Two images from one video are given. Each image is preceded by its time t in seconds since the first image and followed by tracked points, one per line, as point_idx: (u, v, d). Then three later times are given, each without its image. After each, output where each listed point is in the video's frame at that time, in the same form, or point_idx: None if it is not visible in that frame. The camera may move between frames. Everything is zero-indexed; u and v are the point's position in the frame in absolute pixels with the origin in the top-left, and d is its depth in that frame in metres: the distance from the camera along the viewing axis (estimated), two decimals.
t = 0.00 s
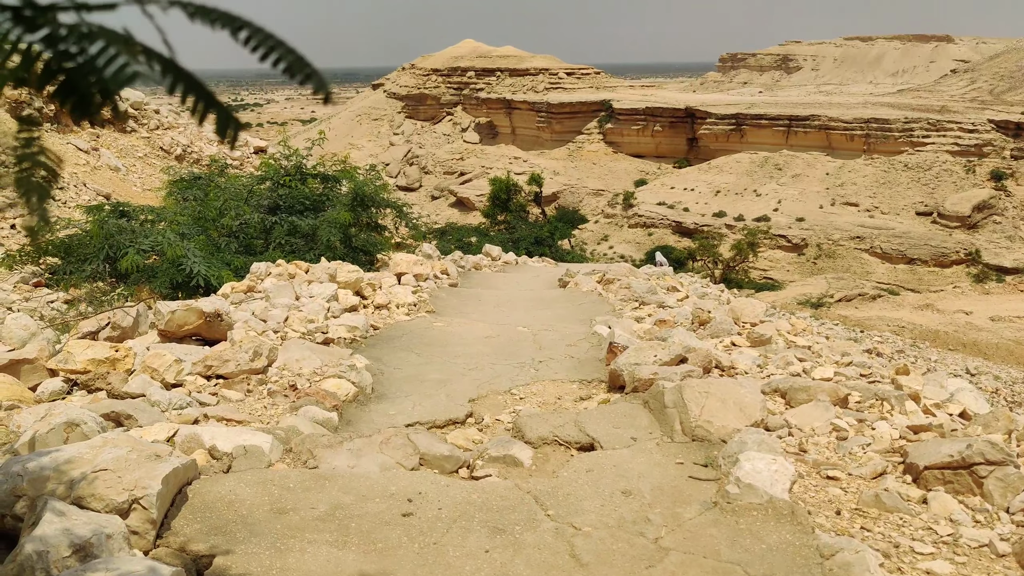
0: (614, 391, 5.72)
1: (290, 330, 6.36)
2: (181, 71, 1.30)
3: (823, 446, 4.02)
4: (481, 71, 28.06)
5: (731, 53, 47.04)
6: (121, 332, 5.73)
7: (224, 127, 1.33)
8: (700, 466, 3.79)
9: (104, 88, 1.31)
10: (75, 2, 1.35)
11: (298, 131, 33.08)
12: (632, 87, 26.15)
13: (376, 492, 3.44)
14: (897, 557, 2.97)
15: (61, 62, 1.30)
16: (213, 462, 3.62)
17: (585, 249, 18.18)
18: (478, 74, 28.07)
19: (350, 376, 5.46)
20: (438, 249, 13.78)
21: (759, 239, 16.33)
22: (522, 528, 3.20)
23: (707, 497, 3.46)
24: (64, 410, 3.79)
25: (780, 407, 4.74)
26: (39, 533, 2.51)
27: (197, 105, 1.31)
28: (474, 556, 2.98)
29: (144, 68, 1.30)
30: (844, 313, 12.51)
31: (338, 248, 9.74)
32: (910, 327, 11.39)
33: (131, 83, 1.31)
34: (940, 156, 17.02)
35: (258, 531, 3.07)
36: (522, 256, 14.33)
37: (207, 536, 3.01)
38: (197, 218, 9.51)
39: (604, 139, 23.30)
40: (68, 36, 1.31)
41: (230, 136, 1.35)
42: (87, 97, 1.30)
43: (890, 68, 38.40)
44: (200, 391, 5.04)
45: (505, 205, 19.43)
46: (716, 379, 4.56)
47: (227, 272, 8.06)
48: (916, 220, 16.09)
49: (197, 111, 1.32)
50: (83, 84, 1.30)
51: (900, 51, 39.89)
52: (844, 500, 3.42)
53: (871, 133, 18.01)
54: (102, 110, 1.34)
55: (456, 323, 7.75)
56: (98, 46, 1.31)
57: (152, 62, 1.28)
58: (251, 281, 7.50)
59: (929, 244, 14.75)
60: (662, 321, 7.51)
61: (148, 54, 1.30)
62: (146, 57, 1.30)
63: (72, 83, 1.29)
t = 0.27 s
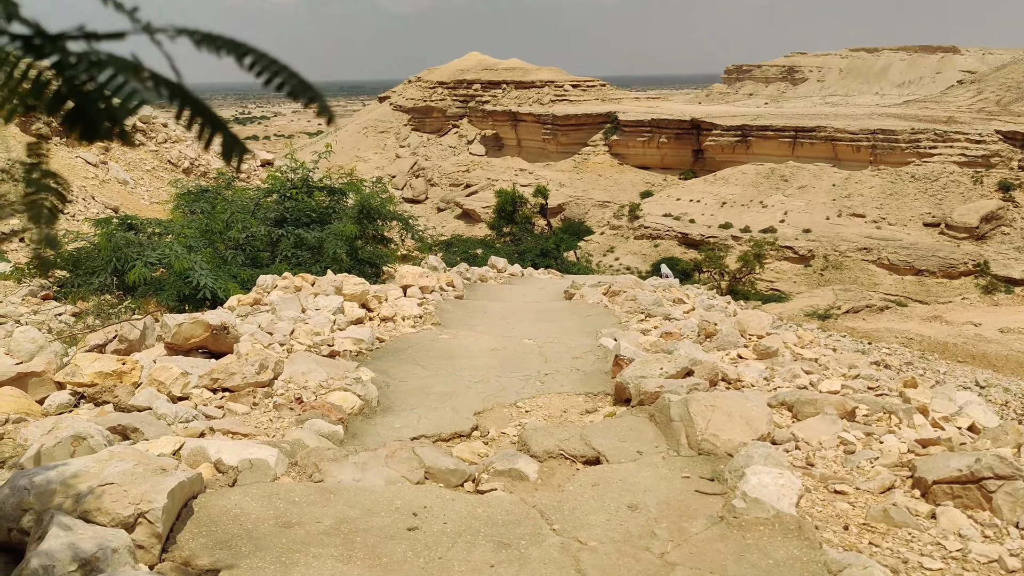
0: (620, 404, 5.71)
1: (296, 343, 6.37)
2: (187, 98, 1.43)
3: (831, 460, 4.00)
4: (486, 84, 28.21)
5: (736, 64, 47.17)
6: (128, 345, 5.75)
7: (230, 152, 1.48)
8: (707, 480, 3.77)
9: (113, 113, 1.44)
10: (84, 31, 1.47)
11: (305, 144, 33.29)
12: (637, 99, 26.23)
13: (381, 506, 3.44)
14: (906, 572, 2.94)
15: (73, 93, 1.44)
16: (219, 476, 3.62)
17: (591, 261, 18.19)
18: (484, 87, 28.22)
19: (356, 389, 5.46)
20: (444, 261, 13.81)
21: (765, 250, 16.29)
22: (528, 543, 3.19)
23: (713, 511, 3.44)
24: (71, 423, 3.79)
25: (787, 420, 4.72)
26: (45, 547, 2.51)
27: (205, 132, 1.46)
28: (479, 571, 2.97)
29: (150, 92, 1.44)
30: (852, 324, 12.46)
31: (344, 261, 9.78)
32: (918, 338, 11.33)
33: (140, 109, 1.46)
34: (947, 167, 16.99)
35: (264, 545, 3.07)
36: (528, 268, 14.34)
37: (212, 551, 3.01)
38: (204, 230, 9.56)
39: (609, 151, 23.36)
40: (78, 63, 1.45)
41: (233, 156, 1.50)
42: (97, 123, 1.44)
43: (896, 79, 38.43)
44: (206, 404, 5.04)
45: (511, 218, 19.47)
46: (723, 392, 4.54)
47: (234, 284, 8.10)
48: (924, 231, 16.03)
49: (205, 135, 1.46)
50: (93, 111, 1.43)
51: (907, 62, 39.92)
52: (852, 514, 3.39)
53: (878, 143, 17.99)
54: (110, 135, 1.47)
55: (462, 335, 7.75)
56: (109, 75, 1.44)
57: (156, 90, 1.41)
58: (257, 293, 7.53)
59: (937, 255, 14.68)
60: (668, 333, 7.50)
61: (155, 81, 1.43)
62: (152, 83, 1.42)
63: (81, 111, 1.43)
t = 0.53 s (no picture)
0: (621, 416, 5.70)
1: (297, 355, 6.37)
2: (194, 118, 1.50)
3: (832, 471, 3.99)
4: (487, 95, 28.35)
5: (736, 76, 47.42)
6: (128, 358, 5.75)
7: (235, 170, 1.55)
8: (708, 492, 3.77)
9: (121, 131, 1.51)
10: (91, 51, 1.52)
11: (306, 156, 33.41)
12: (637, 110, 26.33)
13: (381, 519, 3.43)
14: None
15: (81, 111, 1.50)
16: (218, 489, 3.61)
17: (592, 272, 18.21)
18: (484, 98, 28.37)
19: (356, 401, 5.46)
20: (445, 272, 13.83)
21: (766, 260, 16.30)
22: (528, 556, 3.17)
23: (714, 524, 3.43)
24: (70, 437, 3.79)
25: (788, 431, 4.71)
26: (43, 563, 2.50)
27: (212, 150, 1.53)
28: None
29: (155, 110, 1.51)
30: (852, 334, 12.46)
31: (345, 272, 9.80)
32: (918, 348, 11.32)
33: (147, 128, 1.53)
34: (946, 177, 17.04)
35: (263, 559, 3.06)
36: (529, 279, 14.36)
37: (210, 565, 2.99)
38: (204, 242, 9.57)
39: (609, 162, 23.44)
40: (85, 82, 1.50)
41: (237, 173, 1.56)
42: (106, 140, 1.51)
43: (895, 90, 38.62)
44: (206, 417, 5.04)
45: (512, 228, 19.50)
46: (724, 404, 4.53)
47: (234, 296, 8.11)
48: (923, 241, 16.05)
49: (212, 153, 1.53)
50: (103, 129, 1.50)
51: (906, 72, 40.15)
52: (854, 526, 3.38)
53: (877, 154, 18.06)
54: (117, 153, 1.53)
55: (462, 346, 7.75)
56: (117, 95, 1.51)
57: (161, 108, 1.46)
58: (257, 305, 7.54)
59: (937, 265, 14.69)
60: (669, 344, 7.49)
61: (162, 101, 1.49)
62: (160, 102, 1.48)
63: (89, 128, 1.50)
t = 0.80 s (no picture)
0: (617, 427, 5.69)
1: (292, 367, 6.35)
2: (198, 133, 1.56)
3: (828, 483, 3.99)
4: (482, 107, 28.47)
5: (731, 87, 47.76)
6: (121, 371, 5.72)
7: (238, 184, 1.59)
8: (704, 505, 3.77)
9: (127, 149, 1.57)
10: (99, 71, 1.58)
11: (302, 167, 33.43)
12: (632, 122, 26.47)
13: (377, 533, 3.42)
14: None
15: (88, 130, 1.56)
16: (212, 503, 3.59)
17: (587, 282, 18.24)
18: (480, 110, 28.49)
19: (351, 414, 5.44)
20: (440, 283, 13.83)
21: (761, 271, 16.35)
22: (523, 571, 3.17)
23: (710, 536, 3.43)
24: (63, 451, 3.77)
25: (784, 443, 4.71)
26: None
27: (217, 166, 1.58)
28: None
29: (160, 127, 1.55)
30: (847, 345, 12.49)
31: (340, 284, 9.79)
32: (913, 359, 11.35)
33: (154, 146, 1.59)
34: (939, 189, 17.16)
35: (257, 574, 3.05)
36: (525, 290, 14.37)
37: None
38: (199, 254, 9.55)
39: (604, 174, 23.54)
40: (92, 100, 1.56)
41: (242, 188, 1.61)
42: (112, 157, 1.57)
43: (888, 102, 38.95)
44: (201, 430, 5.01)
45: (507, 240, 19.54)
46: (719, 415, 4.53)
47: (229, 308, 8.10)
48: (917, 252, 16.13)
49: (217, 168, 1.58)
50: (108, 146, 1.57)
51: (898, 85, 40.52)
52: (849, 538, 3.39)
53: (871, 165, 18.19)
54: (123, 169, 1.59)
55: (458, 358, 7.73)
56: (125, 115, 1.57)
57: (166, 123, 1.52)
58: (252, 317, 7.52)
59: (930, 276, 14.76)
60: (664, 356, 7.50)
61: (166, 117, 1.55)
62: (164, 119, 1.55)
63: (96, 147, 1.56)
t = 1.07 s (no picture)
0: (612, 440, 5.69)
1: (286, 378, 6.33)
2: (200, 150, 1.63)
3: (823, 495, 3.99)
4: (478, 118, 28.57)
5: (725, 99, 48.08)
6: (115, 382, 5.69)
7: (241, 200, 1.68)
8: (699, 518, 3.77)
9: (132, 164, 1.66)
10: (104, 86, 1.64)
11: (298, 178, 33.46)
12: (628, 134, 26.60)
13: (371, 546, 3.40)
14: None
15: (95, 145, 1.65)
16: (206, 516, 3.57)
17: (582, 293, 18.25)
18: (476, 121, 28.62)
19: (346, 426, 5.42)
20: (436, 294, 13.82)
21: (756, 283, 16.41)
22: None
23: (706, 549, 3.43)
24: (55, 464, 3.74)
25: (779, 456, 4.71)
26: None
27: (220, 182, 1.66)
28: None
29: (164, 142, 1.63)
30: (843, 357, 12.52)
31: (335, 295, 9.79)
32: (908, 371, 11.37)
33: (158, 159, 1.68)
34: (933, 201, 17.27)
35: None
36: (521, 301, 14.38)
37: None
38: (194, 265, 9.53)
39: (600, 185, 23.62)
40: (98, 115, 1.63)
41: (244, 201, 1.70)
42: (116, 171, 1.67)
43: (882, 115, 39.27)
44: (195, 442, 4.99)
45: (503, 251, 19.56)
46: (714, 428, 4.53)
47: (224, 319, 8.08)
48: (912, 263, 16.20)
49: (220, 183, 1.67)
50: (113, 161, 1.66)
51: (891, 97, 40.87)
52: (844, 552, 3.39)
53: (865, 178, 18.31)
54: (128, 181, 1.69)
55: (453, 370, 7.72)
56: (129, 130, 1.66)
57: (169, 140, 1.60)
58: (247, 328, 7.50)
59: (925, 288, 14.82)
60: (659, 368, 7.50)
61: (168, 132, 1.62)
62: (167, 135, 1.62)
63: (103, 162, 1.65)
